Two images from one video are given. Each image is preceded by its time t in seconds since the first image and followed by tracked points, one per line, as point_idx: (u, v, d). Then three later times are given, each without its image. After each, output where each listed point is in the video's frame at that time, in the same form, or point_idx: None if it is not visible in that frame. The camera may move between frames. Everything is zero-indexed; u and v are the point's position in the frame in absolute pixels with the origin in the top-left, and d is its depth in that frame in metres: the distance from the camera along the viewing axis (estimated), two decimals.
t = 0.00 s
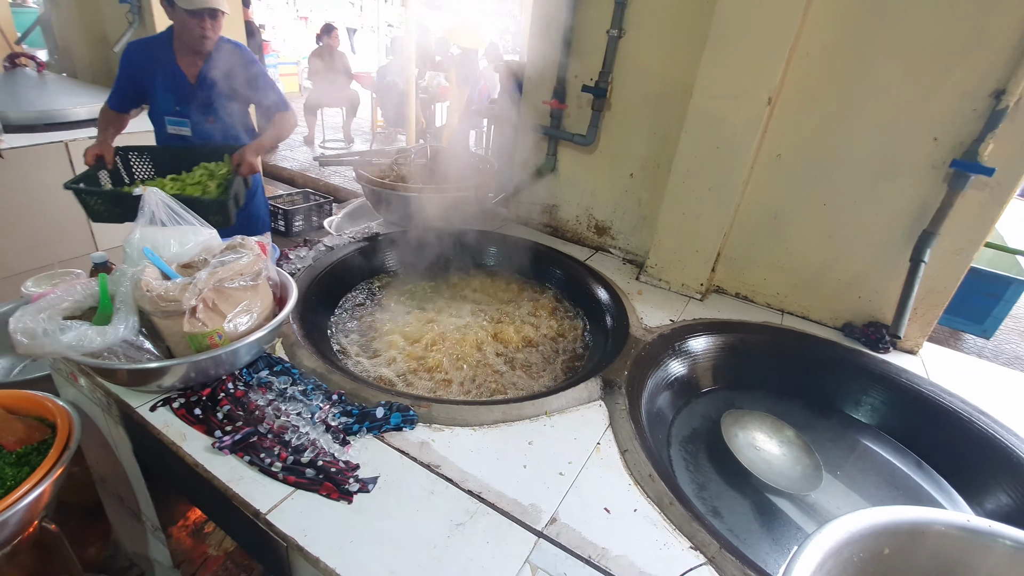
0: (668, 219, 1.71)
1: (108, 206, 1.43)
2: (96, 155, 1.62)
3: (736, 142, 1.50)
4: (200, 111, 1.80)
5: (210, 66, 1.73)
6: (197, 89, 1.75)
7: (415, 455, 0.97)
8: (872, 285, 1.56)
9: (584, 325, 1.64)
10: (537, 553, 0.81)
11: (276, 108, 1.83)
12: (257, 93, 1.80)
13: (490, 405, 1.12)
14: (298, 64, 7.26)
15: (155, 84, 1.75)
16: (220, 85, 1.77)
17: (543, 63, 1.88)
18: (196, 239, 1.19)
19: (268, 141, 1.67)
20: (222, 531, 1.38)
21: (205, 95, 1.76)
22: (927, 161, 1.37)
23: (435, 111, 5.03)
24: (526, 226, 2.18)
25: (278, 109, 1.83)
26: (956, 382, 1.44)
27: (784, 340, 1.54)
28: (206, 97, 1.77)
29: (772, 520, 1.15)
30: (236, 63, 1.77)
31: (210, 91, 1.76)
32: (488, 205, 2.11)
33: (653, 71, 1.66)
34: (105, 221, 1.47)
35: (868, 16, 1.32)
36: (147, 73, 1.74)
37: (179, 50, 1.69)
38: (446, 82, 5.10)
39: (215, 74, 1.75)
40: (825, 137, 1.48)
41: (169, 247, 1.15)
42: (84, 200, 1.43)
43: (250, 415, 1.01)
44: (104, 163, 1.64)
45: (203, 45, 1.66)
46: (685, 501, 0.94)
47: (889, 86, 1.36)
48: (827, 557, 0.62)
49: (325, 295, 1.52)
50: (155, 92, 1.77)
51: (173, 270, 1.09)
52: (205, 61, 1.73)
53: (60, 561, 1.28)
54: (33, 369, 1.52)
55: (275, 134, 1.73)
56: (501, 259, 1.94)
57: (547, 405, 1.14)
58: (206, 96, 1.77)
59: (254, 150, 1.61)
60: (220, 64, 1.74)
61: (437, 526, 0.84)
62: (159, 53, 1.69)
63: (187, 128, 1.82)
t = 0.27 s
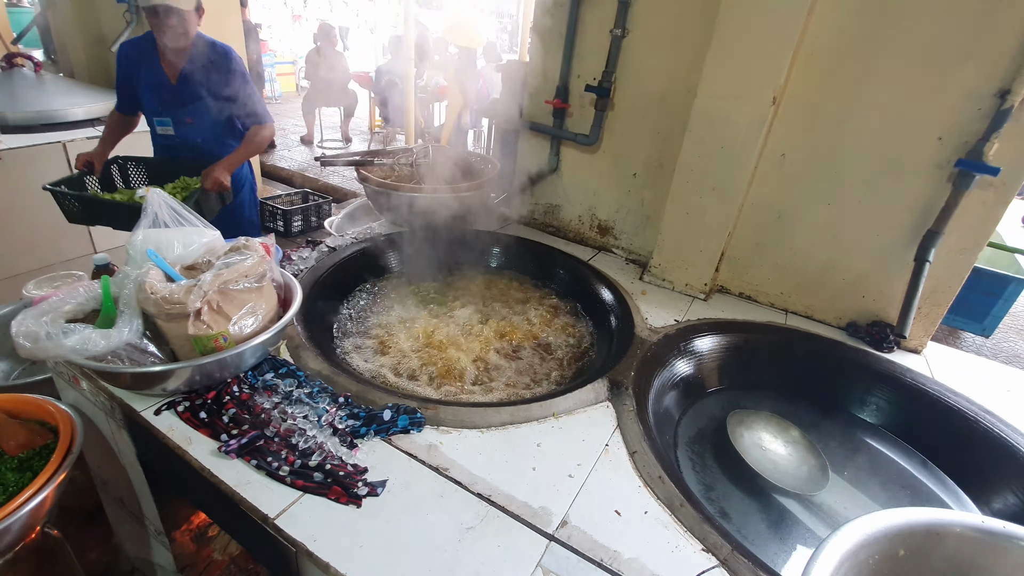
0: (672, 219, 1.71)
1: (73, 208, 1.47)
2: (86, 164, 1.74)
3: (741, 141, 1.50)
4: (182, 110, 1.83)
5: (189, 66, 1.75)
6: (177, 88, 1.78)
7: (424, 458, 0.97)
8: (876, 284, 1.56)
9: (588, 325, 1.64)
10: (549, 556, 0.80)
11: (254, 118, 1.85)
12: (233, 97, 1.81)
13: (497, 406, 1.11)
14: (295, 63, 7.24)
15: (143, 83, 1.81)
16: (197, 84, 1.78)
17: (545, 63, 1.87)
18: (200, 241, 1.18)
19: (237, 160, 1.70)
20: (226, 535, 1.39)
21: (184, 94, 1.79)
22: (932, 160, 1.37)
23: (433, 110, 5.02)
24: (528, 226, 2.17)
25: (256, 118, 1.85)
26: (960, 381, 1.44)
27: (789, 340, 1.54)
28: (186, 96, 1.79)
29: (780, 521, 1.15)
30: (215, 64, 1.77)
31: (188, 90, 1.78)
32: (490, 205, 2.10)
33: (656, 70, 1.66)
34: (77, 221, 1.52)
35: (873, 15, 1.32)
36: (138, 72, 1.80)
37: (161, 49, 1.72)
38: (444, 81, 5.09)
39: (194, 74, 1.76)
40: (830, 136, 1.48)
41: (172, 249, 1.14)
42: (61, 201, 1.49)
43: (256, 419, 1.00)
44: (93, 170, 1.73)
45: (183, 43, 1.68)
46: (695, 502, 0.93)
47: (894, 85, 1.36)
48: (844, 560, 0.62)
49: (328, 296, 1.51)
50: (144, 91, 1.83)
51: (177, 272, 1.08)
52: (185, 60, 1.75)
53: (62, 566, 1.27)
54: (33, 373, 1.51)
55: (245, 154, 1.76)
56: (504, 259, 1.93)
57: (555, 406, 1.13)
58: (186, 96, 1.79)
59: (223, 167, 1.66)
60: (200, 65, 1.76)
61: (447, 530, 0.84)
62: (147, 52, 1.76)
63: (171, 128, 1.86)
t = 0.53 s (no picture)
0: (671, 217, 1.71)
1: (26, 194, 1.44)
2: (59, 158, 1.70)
3: (740, 140, 1.50)
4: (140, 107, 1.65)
5: (145, 59, 1.55)
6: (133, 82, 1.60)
7: (426, 454, 0.97)
8: (875, 282, 1.57)
9: (588, 323, 1.64)
10: (551, 551, 0.81)
11: (211, 113, 1.62)
12: (191, 92, 1.59)
13: (499, 403, 1.12)
14: (293, 62, 7.23)
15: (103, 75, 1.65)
16: (153, 79, 1.58)
17: (545, 61, 1.88)
18: (201, 239, 1.18)
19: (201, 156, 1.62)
20: (227, 532, 1.38)
21: (139, 88, 1.60)
22: (931, 159, 1.38)
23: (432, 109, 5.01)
24: (528, 225, 2.18)
25: (211, 112, 1.61)
26: (958, 378, 1.45)
27: (789, 338, 1.54)
28: (140, 91, 1.61)
29: (780, 517, 1.15)
30: (170, 54, 1.55)
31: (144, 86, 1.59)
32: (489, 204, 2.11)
33: (656, 69, 1.66)
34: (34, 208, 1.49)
35: (872, 15, 1.33)
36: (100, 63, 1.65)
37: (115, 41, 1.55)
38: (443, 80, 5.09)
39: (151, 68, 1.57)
40: (829, 135, 1.49)
41: (174, 246, 1.14)
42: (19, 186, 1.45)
43: (258, 415, 1.00)
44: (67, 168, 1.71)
45: (132, 32, 1.48)
46: (696, 498, 0.94)
47: (893, 84, 1.36)
48: (845, 552, 0.62)
49: (329, 293, 1.51)
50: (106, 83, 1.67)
51: (178, 269, 1.08)
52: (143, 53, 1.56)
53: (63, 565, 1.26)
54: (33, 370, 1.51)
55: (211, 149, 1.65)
56: (503, 257, 1.94)
57: (556, 403, 1.13)
58: (141, 90, 1.60)
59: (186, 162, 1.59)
60: (153, 56, 1.55)
61: (450, 525, 0.84)
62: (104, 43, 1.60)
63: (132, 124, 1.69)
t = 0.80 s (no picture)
0: (663, 214, 1.73)
1: None
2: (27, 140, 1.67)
3: (731, 138, 1.52)
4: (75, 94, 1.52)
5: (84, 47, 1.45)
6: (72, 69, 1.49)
7: (415, 445, 0.98)
8: (863, 279, 1.59)
9: (580, 318, 1.65)
10: (537, 539, 0.82)
11: (156, 106, 1.51)
12: (134, 85, 1.49)
13: (488, 396, 1.13)
14: (290, 60, 7.23)
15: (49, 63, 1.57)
16: (91, 67, 1.47)
17: (539, 59, 1.88)
18: (193, 232, 1.18)
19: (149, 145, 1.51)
20: (218, 524, 1.39)
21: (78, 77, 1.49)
22: (917, 158, 1.40)
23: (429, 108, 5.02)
24: (522, 222, 2.19)
25: (160, 103, 1.50)
26: (944, 374, 1.47)
27: (778, 334, 1.56)
28: (79, 79, 1.50)
29: (766, 510, 1.17)
30: (109, 43, 1.44)
31: (82, 74, 1.48)
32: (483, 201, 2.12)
33: (649, 67, 1.67)
34: None
35: (860, 15, 1.35)
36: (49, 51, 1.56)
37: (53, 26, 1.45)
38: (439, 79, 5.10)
39: (89, 57, 1.46)
40: (818, 133, 1.50)
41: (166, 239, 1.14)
42: None
43: (249, 406, 1.01)
44: (30, 150, 1.66)
45: (70, 18, 1.39)
46: (682, 489, 0.95)
47: (881, 83, 1.38)
48: (821, 539, 0.63)
49: (322, 288, 1.52)
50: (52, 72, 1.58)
51: (170, 261, 1.08)
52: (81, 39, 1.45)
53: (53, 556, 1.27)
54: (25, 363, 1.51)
55: (160, 140, 1.54)
56: (496, 254, 1.94)
57: (545, 396, 1.14)
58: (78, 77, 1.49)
59: (133, 149, 1.46)
60: (92, 45, 1.44)
61: (437, 514, 0.85)
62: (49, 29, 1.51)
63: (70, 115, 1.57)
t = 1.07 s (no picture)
0: (651, 213, 1.74)
1: None
2: None
3: (718, 138, 1.53)
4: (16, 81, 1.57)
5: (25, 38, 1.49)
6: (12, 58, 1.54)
7: (393, 436, 0.99)
8: (847, 281, 1.60)
9: (566, 315, 1.66)
10: (508, 529, 0.83)
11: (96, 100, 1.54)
12: (71, 77, 1.51)
13: (469, 388, 1.13)
14: (290, 56, 7.25)
15: None
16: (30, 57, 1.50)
17: (531, 57, 1.90)
18: (179, 221, 1.19)
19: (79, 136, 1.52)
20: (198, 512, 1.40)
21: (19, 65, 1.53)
22: (900, 161, 1.41)
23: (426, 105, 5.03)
24: (513, 220, 2.20)
25: (102, 98, 1.54)
26: (924, 376, 1.48)
27: (762, 335, 1.57)
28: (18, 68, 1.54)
29: (742, 505, 1.18)
30: (48, 37, 1.46)
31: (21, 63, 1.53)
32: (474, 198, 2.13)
33: (639, 67, 1.69)
34: None
35: (845, 19, 1.36)
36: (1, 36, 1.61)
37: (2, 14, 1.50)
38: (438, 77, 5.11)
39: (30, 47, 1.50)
40: (804, 136, 1.52)
41: (151, 228, 1.15)
42: None
43: (229, 394, 1.02)
44: None
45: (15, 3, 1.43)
46: (656, 482, 0.96)
47: (865, 87, 1.40)
48: (783, 528, 0.64)
49: (309, 281, 1.53)
50: None
51: (154, 249, 1.09)
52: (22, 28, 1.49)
53: (33, 542, 1.27)
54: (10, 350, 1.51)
55: (94, 132, 1.56)
56: (486, 250, 1.95)
57: (525, 390, 1.15)
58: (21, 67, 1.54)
59: (58, 138, 1.45)
60: (32, 34, 1.47)
61: (411, 502, 0.86)
62: None
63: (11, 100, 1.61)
